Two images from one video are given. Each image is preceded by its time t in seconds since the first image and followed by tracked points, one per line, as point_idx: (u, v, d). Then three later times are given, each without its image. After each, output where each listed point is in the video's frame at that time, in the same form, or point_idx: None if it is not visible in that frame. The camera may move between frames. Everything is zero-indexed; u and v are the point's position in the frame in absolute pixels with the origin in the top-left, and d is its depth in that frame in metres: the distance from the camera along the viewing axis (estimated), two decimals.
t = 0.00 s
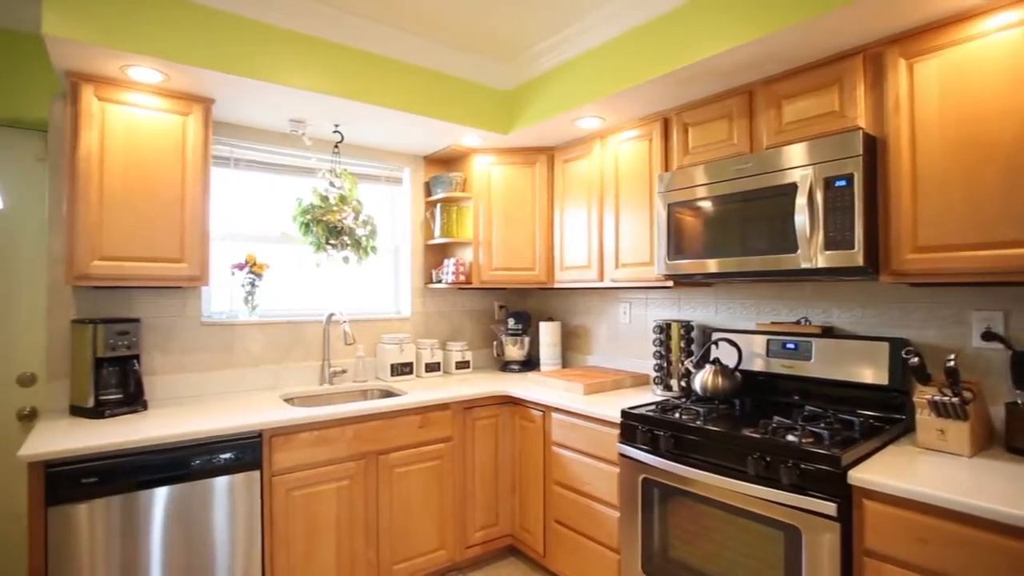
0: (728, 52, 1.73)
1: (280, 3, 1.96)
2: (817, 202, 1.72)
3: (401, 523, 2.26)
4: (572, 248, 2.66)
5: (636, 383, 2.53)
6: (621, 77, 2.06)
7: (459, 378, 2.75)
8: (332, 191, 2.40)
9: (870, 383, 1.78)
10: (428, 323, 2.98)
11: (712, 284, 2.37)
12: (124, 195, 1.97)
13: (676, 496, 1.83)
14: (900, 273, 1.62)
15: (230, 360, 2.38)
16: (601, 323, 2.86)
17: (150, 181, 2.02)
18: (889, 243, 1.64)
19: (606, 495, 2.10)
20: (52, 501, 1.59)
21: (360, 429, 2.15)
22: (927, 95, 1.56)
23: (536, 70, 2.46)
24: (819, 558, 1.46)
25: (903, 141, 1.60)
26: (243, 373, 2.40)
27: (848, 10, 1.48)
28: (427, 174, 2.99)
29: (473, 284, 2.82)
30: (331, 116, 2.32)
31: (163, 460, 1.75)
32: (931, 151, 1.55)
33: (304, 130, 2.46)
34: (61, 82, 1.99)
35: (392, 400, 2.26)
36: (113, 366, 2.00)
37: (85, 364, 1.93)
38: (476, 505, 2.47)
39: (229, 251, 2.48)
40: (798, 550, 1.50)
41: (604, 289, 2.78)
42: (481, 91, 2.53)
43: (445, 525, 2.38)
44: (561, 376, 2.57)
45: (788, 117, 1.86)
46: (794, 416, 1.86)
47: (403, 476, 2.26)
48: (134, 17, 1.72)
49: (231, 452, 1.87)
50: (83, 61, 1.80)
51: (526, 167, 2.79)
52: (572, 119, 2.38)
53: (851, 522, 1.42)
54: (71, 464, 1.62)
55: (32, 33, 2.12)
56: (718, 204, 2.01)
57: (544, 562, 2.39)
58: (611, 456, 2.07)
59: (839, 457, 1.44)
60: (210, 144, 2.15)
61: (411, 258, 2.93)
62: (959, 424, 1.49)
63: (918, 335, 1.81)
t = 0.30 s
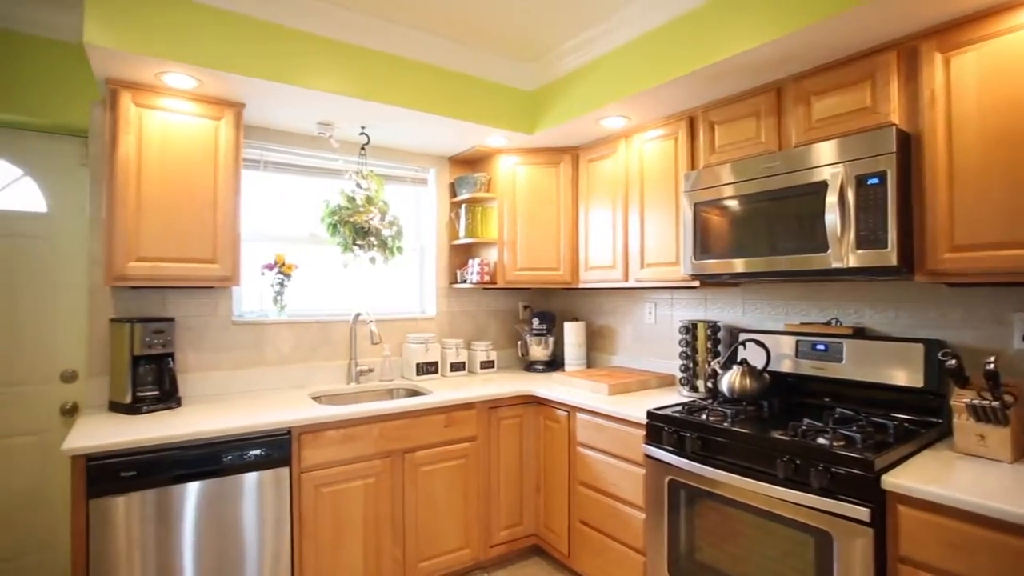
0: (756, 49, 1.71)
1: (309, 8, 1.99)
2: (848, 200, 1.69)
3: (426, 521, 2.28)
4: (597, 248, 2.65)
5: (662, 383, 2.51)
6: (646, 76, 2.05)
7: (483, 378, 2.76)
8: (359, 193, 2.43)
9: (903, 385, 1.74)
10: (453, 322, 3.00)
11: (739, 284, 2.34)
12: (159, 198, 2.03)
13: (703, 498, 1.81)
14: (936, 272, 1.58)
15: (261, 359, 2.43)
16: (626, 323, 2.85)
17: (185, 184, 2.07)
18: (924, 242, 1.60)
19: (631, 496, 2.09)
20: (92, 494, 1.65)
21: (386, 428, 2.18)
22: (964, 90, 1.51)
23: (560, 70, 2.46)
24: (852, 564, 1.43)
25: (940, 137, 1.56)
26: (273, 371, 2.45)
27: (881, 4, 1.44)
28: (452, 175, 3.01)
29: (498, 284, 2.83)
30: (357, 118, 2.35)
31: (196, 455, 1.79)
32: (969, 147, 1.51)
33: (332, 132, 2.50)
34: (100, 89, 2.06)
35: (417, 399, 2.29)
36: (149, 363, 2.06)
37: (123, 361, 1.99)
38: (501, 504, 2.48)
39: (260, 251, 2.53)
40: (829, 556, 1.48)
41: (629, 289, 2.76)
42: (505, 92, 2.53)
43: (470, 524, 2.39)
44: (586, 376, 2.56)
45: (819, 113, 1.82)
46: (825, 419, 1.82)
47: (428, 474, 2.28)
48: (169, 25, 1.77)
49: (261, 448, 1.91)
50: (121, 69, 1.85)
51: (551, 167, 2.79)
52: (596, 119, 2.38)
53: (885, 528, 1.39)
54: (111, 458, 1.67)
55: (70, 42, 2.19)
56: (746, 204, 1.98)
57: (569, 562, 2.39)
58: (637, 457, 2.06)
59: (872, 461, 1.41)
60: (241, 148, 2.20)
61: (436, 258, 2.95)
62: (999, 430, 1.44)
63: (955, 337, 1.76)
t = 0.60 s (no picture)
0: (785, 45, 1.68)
1: (335, 12, 2.02)
2: (882, 198, 1.64)
3: (452, 519, 2.30)
4: (623, 248, 2.64)
5: (689, 385, 2.49)
6: (672, 74, 2.03)
7: (508, 377, 2.77)
8: (386, 194, 2.46)
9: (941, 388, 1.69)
10: (479, 322, 3.01)
11: (768, 284, 2.30)
12: (194, 200, 2.08)
13: (731, 501, 1.79)
14: (976, 272, 1.53)
15: (290, 357, 2.48)
16: (652, 323, 2.83)
17: (218, 187, 2.13)
18: (964, 241, 1.55)
19: (658, 497, 2.07)
20: (132, 485, 1.71)
21: (412, 426, 2.20)
22: (1007, 83, 1.46)
23: (585, 69, 2.45)
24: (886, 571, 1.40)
25: (981, 131, 1.51)
26: (302, 370, 2.50)
27: None
28: (477, 175, 3.03)
29: (523, 284, 2.83)
30: (384, 120, 2.38)
31: (229, 451, 1.84)
32: (1012, 141, 1.46)
33: (359, 134, 2.53)
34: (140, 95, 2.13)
35: (443, 398, 2.31)
36: (183, 361, 2.12)
37: (160, 358, 2.05)
38: (526, 503, 2.48)
39: (290, 252, 2.58)
40: (863, 563, 1.44)
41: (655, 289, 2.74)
42: (530, 92, 2.54)
43: (495, 523, 2.40)
44: (611, 376, 2.55)
45: (851, 109, 1.78)
46: (858, 422, 1.78)
47: (454, 472, 2.30)
48: (204, 32, 1.82)
49: (291, 445, 1.95)
50: (159, 75, 1.91)
51: (576, 166, 2.79)
52: (621, 118, 2.37)
53: (923, 537, 1.35)
54: (149, 452, 1.73)
55: (113, 50, 2.26)
56: (775, 202, 1.95)
57: (594, 563, 2.38)
58: (663, 458, 2.05)
59: (907, 465, 1.37)
60: (271, 151, 2.25)
61: (461, 258, 2.97)
62: None
63: (996, 339, 1.71)
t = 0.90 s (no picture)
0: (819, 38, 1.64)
1: (364, 15, 2.05)
2: (922, 195, 1.59)
3: (478, 518, 2.31)
4: (650, 247, 2.61)
5: (718, 386, 2.45)
6: (701, 70, 2.00)
7: (534, 377, 2.77)
8: (413, 194, 2.49)
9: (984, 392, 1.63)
10: (505, 321, 3.02)
11: (800, 284, 2.25)
12: (227, 201, 2.14)
13: (762, 505, 1.75)
14: None
15: (321, 355, 2.53)
16: (680, 323, 2.79)
17: (251, 189, 2.18)
18: (1010, 238, 1.49)
19: (686, 500, 2.05)
20: (170, 479, 1.76)
21: (440, 424, 2.22)
22: None
23: (612, 67, 2.43)
24: None
25: None
26: (331, 368, 2.54)
27: None
28: (503, 175, 3.04)
29: (549, 283, 2.83)
30: (412, 121, 2.41)
31: (261, 446, 1.88)
32: None
33: (386, 135, 2.56)
34: (178, 100, 2.20)
35: (470, 397, 2.32)
36: (218, 359, 2.16)
37: (196, 356, 2.11)
38: (553, 503, 2.48)
39: (320, 252, 2.63)
40: (902, 571, 1.40)
41: (683, 288, 2.71)
42: (556, 91, 2.53)
43: (521, 522, 2.41)
44: (638, 377, 2.53)
45: (889, 104, 1.73)
46: (896, 426, 1.73)
47: (481, 471, 2.31)
48: (237, 37, 1.86)
49: (321, 442, 1.99)
50: (195, 81, 1.97)
51: (602, 165, 2.77)
52: (649, 115, 2.34)
53: (967, 546, 1.30)
54: (186, 446, 1.79)
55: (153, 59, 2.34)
56: (807, 200, 1.90)
57: (621, 565, 2.37)
58: (692, 460, 2.02)
59: (949, 472, 1.32)
60: (302, 153, 2.29)
61: (488, 258, 2.98)
62: None
63: None
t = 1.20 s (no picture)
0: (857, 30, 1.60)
1: (394, 17, 2.07)
2: (968, 190, 1.53)
3: (505, 517, 2.31)
4: (680, 245, 2.58)
5: (749, 387, 2.40)
6: (733, 65, 1.97)
7: (562, 377, 2.76)
8: (442, 194, 2.50)
9: None
10: (532, 321, 3.02)
11: (836, 283, 2.19)
12: (261, 203, 2.19)
13: (796, 509, 1.71)
14: None
15: (351, 354, 2.56)
16: (710, 323, 2.75)
17: (284, 190, 2.22)
18: None
19: (717, 503, 2.01)
20: (207, 472, 1.81)
21: (468, 423, 2.23)
22: None
23: (641, 63, 2.41)
24: None
25: None
26: (361, 366, 2.58)
27: None
28: (531, 174, 3.03)
29: (577, 283, 2.81)
30: (440, 121, 2.42)
31: (294, 442, 1.92)
32: None
33: (415, 135, 2.58)
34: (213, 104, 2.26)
35: (498, 396, 2.32)
36: (253, 356, 2.21)
37: (231, 353, 2.17)
38: (580, 504, 2.47)
39: (351, 252, 2.67)
40: None
41: (714, 288, 2.66)
42: (584, 89, 2.51)
43: (549, 522, 2.40)
44: (668, 377, 2.50)
45: (931, 96, 1.67)
46: (938, 431, 1.67)
47: (509, 470, 2.31)
48: (271, 42, 1.90)
49: (350, 439, 2.01)
50: (230, 85, 2.02)
51: (631, 163, 2.75)
52: (679, 112, 2.31)
53: (1017, 557, 1.25)
54: (222, 441, 1.83)
55: (191, 65, 2.40)
56: (842, 197, 1.85)
57: (649, 567, 2.34)
58: (724, 463, 1.98)
59: (997, 479, 1.27)
60: (332, 154, 2.33)
61: (515, 257, 2.98)
62: None
63: None
